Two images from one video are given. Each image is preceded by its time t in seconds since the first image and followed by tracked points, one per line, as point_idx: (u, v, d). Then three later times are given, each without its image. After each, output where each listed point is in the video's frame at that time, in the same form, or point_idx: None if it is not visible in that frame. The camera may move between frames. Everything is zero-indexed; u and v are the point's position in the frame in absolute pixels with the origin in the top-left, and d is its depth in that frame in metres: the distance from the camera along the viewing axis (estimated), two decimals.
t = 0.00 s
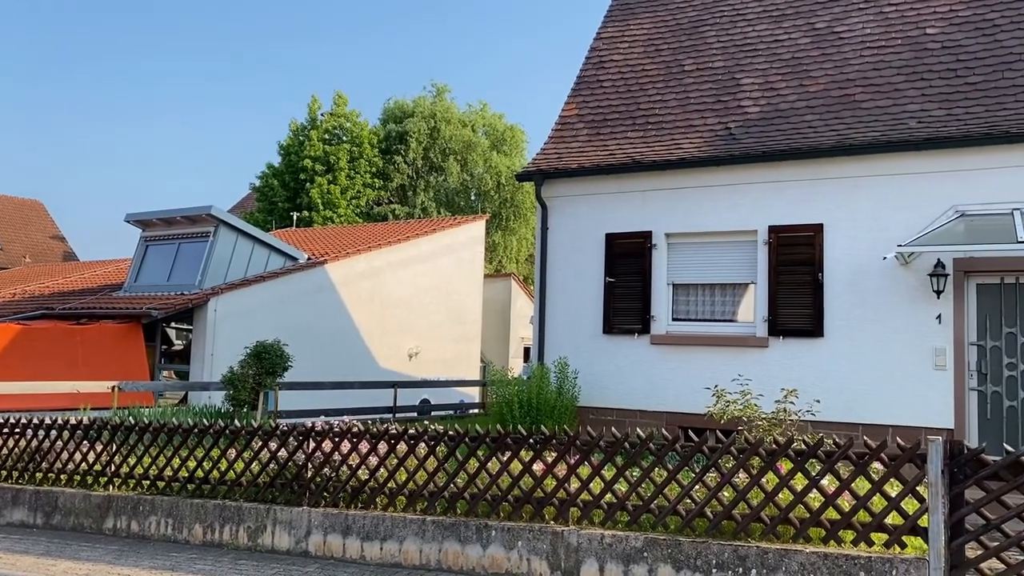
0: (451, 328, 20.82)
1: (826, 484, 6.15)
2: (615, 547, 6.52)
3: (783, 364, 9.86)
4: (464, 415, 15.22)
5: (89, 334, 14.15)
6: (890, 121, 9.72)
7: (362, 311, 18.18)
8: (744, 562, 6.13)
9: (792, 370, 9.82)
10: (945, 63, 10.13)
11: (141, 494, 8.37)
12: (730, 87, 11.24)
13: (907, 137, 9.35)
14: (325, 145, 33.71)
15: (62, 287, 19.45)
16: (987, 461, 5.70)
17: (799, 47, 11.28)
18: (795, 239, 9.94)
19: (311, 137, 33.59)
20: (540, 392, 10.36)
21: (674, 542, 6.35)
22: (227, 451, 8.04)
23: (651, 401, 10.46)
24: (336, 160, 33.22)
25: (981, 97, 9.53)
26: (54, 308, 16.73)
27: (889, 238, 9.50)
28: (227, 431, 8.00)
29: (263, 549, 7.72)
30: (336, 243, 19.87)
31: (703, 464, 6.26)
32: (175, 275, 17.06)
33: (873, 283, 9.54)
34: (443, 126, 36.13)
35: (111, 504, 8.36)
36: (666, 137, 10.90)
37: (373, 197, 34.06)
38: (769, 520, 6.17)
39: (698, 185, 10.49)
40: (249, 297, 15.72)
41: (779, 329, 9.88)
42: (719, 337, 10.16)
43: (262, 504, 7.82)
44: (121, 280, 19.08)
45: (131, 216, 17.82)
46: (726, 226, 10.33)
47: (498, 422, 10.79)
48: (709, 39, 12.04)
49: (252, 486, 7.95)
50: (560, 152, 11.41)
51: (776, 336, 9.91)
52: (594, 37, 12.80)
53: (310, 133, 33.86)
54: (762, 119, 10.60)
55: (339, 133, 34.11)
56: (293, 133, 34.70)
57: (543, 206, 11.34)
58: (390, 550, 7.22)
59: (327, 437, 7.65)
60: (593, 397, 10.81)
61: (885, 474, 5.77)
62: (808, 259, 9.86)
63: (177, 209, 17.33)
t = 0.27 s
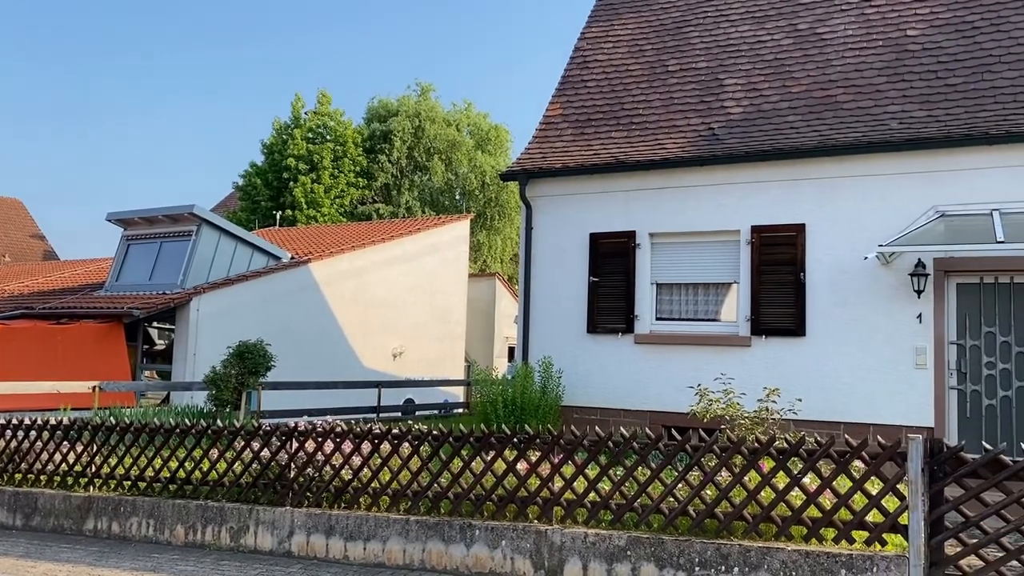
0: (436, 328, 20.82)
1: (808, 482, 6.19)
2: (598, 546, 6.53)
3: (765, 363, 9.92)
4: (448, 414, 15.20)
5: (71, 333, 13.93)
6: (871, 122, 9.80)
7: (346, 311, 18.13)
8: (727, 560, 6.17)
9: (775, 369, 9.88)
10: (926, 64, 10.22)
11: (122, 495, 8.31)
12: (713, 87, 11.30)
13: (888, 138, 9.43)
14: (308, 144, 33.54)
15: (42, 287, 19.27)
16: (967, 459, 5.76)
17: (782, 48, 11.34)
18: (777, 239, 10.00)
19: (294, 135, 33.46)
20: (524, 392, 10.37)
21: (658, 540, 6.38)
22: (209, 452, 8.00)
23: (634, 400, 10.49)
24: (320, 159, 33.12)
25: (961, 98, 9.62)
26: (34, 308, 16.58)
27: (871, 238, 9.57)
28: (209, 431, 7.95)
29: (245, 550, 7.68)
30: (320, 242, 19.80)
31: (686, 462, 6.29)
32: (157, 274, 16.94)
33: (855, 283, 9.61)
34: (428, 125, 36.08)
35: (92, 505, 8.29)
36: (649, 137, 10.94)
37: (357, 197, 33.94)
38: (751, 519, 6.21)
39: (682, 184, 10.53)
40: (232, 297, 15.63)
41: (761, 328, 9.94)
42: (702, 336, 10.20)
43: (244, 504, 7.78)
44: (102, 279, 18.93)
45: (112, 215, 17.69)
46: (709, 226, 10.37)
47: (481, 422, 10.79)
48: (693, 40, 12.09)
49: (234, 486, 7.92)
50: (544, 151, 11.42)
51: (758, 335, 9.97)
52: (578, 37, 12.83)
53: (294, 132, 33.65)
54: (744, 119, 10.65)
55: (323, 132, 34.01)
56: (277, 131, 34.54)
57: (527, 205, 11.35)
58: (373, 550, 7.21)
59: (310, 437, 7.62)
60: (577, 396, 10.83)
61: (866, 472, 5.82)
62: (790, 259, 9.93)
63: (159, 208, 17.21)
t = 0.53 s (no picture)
0: (419, 328, 20.80)
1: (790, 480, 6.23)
2: (582, 544, 6.55)
3: (748, 362, 9.97)
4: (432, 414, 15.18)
5: (51, 331, 14.01)
6: (853, 123, 9.87)
7: (329, 310, 18.07)
8: (709, 558, 6.20)
9: (757, 367, 9.93)
10: (906, 66, 10.31)
11: (102, 495, 8.24)
12: (697, 87, 11.34)
13: (869, 138, 9.50)
14: (291, 142, 33.37)
15: (21, 285, 19.07)
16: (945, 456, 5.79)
17: (765, 48, 11.41)
18: (760, 238, 10.05)
19: (276, 133, 33.29)
20: (508, 391, 10.37)
21: (641, 538, 6.40)
22: (191, 451, 7.95)
23: (618, 399, 10.52)
24: (303, 157, 32.98)
25: (941, 99, 9.71)
26: (13, 307, 16.40)
27: (852, 237, 9.64)
28: (190, 431, 7.90)
29: (227, 550, 7.64)
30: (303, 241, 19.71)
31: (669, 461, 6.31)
32: (138, 273, 16.81)
33: (836, 282, 9.67)
34: (411, 124, 36.06)
35: (71, 506, 8.22)
36: (633, 137, 10.97)
37: (341, 195, 33.84)
38: (734, 517, 6.24)
39: (665, 184, 10.56)
40: (215, 296, 15.53)
41: (744, 327, 9.99)
42: (685, 335, 10.24)
43: (226, 504, 7.74)
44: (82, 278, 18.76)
45: (93, 213, 17.53)
46: (692, 225, 10.41)
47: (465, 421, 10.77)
48: (676, 40, 12.14)
49: (216, 486, 7.87)
50: (528, 150, 11.43)
51: (741, 334, 10.02)
52: (562, 37, 12.85)
53: (277, 129, 33.44)
54: (727, 119, 10.70)
55: (306, 130, 33.86)
56: (259, 129, 34.36)
57: (511, 205, 11.35)
58: (356, 550, 7.19)
59: (293, 437, 7.59)
60: (560, 395, 10.84)
61: (847, 470, 5.87)
62: (772, 259, 9.98)
63: (140, 206, 17.07)
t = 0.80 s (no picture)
0: (403, 327, 20.77)
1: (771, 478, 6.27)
2: (565, 543, 6.56)
3: (730, 361, 10.02)
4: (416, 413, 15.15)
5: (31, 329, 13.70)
6: (834, 123, 9.94)
7: (313, 309, 18.00)
8: (691, 556, 6.24)
9: (739, 366, 9.98)
10: (887, 67, 10.40)
11: (82, 495, 8.17)
12: (680, 87, 11.38)
13: (851, 139, 9.57)
14: (275, 140, 33.21)
15: None
16: (925, 455, 5.83)
17: (747, 49, 11.46)
18: (742, 238, 10.10)
19: (259, 131, 33.09)
20: (492, 390, 10.37)
21: (623, 537, 6.42)
22: (172, 451, 7.90)
23: (601, 398, 10.55)
24: (286, 155, 32.82)
25: (922, 100, 9.80)
26: None
27: (833, 237, 9.71)
28: (171, 431, 7.84)
29: (209, 550, 7.59)
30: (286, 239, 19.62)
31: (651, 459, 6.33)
32: (119, 271, 16.68)
33: (818, 282, 9.74)
34: (395, 122, 36.02)
35: (51, 506, 8.15)
36: (616, 137, 10.99)
37: (324, 194, 33.72)
38: (715, 515, 6.28)
39: (649, 184, 10.59)
40: (197, 294, 15.44)
41: (726, 326, 10.04)
42: (668, 334, 10.28)
43: (208, 505, 7.70)
44: (62, 276, 18.59)
45: (72, 211, 17.37)
46: (675, 225, 10.45)
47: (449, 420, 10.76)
48: (660, 40, 12.18)
49: (198, 486, 7.82)
50: (512, 149, 11.43)
51: (723, 333, 10.07)
52: (546, 36, 12.87)
53: (260, 128, 33.26)
54: (710, 119, 10.74)
55: (289, 128, 33.70)
56: (242, 127, 34.16)
57: (495, 204, 11.35)
58: (339, 549, 7.17)
59: (275, 437, 7.55)
60: (544, 394, 10.85)
61: (828, 468, 5.90)
62: (755, 258, 10.03)
63: (120, 204, 16.94)
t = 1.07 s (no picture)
0: (386, 326, 20.74)
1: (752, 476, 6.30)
2: (547, 542, 6.57)
3: (711, 360, 10.07)
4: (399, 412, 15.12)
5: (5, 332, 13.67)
6: (815, 124, 10.00)
7: (295, 308, 17.93)
8: (673, 554, 6.29)
9: (721, 365, 10.03)
10: (868, 68, 10.48)
11: (60, 496, 8.10)
12: (663, 87, 11.42)
13: (832, 139, 9.64)
14: (257, 138, 33.04)
15: None
16: (903, 453, 5.88)
17: (730, 50, 11.52)
18: (724, 237, 10.14)
19: (241, 129, 32.91)
20: (475, 389, 10.36)
21: (605, 535, 6.44)
22: (152, 451, 7.85)
23: (584, 397, 10.57)
24: (268, 154, 32.71)
25: (902, 101, 9.88)
26: None
27: (814, 237, 9.77)
28: (151, 430, 7.78)
29: (189, 550, 7.55)
30: (268, 238, 19.52)
31: (633, 458, 6.35)
32: (99, 270, 16.54)
33: (799, 281, 9.80)
34: (379, 121, 35.91)
35: (29, 507, 8.08)
36: (599, 136, 11.01)
37: (306, 192, 33.58)
38: (697, 513, 6.30)
39: (632, 183, 10.62)
40: (178, 293, 15.33)
41: (708, 326, 10.08)
42: (650, 333, 10.32)
43: (188, 505, 7.65)
44: (42, 275, 18.42)
45: (52, 209, 17.21)
46: (658, 225, 10.49)
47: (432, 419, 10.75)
48: (642, 40, 12.21)
49: (178, 486, 7.77)
50: (496, 149, 11.43)
51: (705, 332, 10.11)
52: (529, 35, 12.88)
53: (242, 125, 33.09)
54: (693, 119, 10.78)
55: (271, 126, 33.55)
56: (224, 125, 33.97)
57: (479, 203, 11.34)
58: (321, 549, 7.15)
59: (256, 436, 7.50)
60: (527, 393, 10.86)
61: (808, 465, 5.96)
62: (737, 258, 10.08)
63: (100, 202, 16.79)
